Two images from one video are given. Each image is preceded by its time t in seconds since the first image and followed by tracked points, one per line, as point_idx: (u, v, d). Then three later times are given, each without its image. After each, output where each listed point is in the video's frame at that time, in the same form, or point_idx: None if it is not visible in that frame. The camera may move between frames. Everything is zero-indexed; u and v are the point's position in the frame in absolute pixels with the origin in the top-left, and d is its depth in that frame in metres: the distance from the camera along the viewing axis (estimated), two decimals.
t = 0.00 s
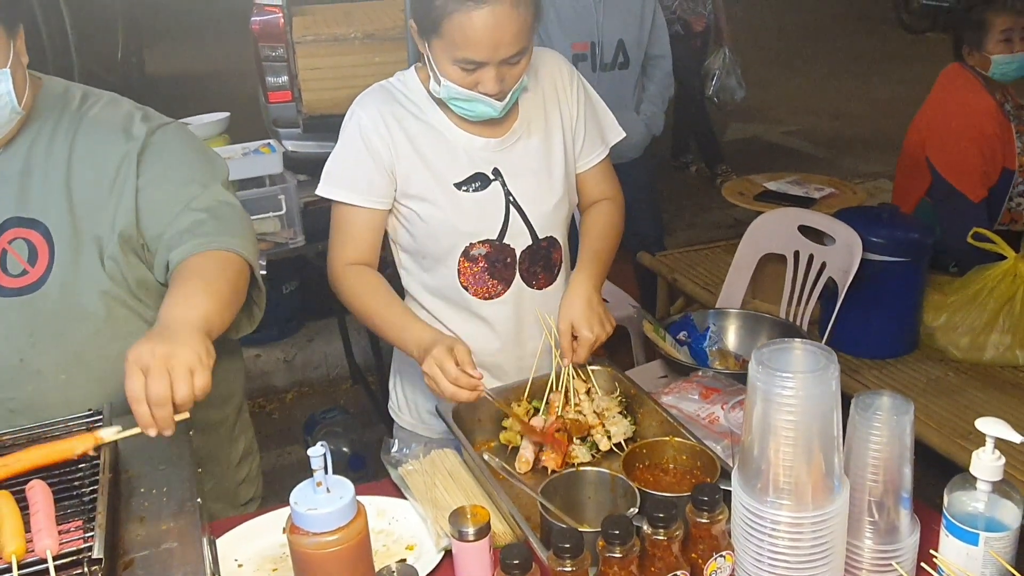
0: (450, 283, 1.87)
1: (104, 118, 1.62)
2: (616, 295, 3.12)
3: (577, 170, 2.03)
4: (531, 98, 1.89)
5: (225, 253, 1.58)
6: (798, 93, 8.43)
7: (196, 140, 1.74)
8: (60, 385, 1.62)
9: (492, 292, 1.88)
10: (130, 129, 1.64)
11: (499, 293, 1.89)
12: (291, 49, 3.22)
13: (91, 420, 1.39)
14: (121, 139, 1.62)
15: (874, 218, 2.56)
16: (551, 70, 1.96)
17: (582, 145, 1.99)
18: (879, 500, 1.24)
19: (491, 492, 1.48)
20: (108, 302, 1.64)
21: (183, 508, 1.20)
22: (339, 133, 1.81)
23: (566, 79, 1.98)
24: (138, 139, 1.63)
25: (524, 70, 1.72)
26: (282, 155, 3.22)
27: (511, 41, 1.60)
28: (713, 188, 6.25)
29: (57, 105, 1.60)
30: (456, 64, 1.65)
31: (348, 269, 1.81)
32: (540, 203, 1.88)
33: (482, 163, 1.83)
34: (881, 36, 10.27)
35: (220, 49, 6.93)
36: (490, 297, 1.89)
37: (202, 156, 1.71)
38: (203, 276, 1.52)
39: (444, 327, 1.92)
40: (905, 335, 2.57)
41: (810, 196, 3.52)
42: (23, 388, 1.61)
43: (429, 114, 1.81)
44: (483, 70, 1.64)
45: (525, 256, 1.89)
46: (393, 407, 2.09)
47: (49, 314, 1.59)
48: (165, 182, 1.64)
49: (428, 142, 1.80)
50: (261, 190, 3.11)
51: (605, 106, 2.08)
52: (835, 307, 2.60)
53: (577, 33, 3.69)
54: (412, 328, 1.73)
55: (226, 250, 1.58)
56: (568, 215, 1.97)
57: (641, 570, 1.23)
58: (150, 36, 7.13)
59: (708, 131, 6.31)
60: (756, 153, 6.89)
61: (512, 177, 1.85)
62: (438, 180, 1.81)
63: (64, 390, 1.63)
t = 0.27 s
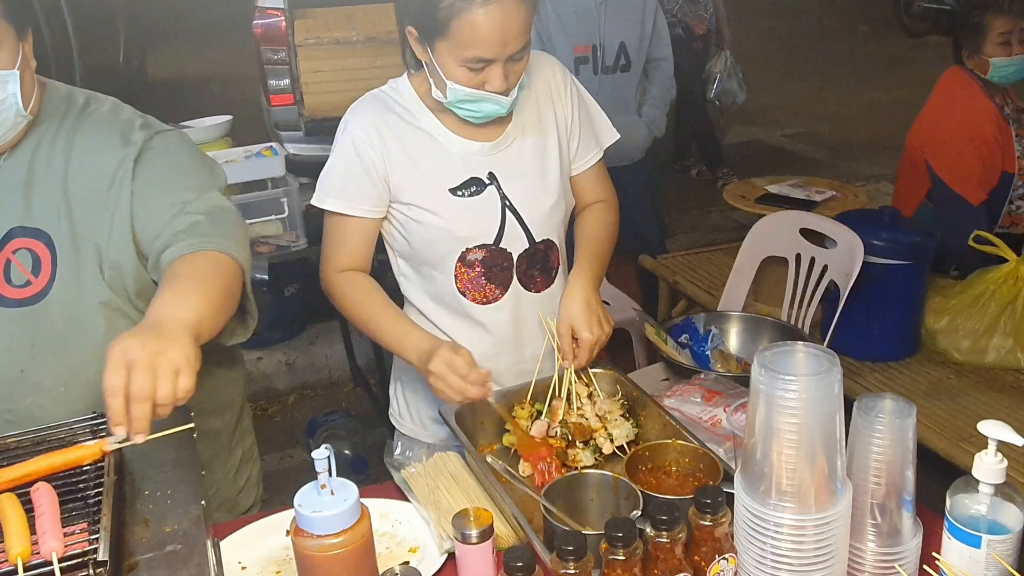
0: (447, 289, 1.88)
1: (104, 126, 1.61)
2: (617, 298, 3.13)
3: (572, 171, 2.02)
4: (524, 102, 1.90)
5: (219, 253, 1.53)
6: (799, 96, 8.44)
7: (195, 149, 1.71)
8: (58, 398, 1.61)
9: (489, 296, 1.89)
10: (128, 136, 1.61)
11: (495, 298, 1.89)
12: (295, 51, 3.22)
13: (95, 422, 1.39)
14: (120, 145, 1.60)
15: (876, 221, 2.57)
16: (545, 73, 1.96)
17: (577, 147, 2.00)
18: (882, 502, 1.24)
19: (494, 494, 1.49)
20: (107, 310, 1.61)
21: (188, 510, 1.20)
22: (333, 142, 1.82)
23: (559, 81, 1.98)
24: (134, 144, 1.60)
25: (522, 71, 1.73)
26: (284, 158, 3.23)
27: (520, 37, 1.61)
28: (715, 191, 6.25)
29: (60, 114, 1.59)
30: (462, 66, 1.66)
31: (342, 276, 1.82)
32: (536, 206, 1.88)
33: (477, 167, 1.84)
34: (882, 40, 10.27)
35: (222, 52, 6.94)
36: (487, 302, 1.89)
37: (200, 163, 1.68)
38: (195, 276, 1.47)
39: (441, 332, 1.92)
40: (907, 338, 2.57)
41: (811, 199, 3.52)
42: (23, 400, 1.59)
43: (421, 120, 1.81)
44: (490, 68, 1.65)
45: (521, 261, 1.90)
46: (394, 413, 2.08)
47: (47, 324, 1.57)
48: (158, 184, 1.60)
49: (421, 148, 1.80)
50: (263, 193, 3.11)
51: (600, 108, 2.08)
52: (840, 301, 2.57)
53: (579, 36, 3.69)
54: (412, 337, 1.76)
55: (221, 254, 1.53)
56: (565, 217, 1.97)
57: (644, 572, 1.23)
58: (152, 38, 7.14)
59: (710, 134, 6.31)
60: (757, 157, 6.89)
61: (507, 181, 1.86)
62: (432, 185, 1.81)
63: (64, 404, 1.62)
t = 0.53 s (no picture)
0: (452, 293, 1.88)
1: (56, 135, 1.46)
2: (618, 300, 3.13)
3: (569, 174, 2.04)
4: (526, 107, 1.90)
5: (146, 280, 1.37)
6: (799, 98, 8.44)
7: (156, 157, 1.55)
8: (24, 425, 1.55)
9: (495, 301, 1.90)
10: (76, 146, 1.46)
11: (500, 302, 1.90)
12: (295, 55, 3.22)
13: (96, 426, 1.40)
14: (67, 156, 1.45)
15: (877, 223, 2.57)
16: (544, 78, 1.96)
17: (575, 151, 2.01)
18: (883, 505, 1.24)
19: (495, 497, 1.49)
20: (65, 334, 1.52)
21: (190, 512, 1.20)
22: (332, 150, 1.80)
23: (557, 86, 1.98)
24: (79, 149, 1.45)
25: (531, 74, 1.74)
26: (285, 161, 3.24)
27: (533, 39, 1.63)
28: (715, 193, 6.26)
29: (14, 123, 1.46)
30: (474, 68, 1.66)
31: (336, 274, 1.84)
32: (540, 210, 1.89)
33: (481, 172, 1.83)
34: (882, 42, 10.28)
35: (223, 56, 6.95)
36: (492, 306, 1.90)
37: (153, 174, 1.49)
38: (109, 308, 1.33)
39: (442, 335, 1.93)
40: (908, 341, 2.57)
41: (811, 202, 3.52)
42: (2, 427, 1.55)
43: (424, 126, 1.80)
44: (502, 70, 1.66)
45: (526, 265, 1.90)
46: (397, 423, 2.07)
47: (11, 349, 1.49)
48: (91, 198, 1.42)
49: (425, 154, 1.80)
50: (264, 196, 3.11)
51: (593, 113, 2.09)
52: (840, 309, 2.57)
53: (580, 39, 3.70)
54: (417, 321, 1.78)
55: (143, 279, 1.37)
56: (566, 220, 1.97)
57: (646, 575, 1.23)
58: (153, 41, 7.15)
59: (710, 136, 6.32)
60: (758, 159, 6.89)
61: (511, 185, 1.86)
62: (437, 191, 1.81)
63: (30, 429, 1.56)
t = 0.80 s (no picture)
0: (454, 298, 1.87)
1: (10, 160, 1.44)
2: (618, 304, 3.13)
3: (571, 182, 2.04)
4: (529, 112, 1.91)
5: (87, 313, 1.25)
6: (799, 102, 8.45)
7: (116, 176, 1.46)
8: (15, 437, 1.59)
9: (497, 306, 1.89)
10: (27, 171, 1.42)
11: (504, 308, 1.90)
12: (295, 58, 3.24)
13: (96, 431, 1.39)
14: (16, 183, 1.42)
15: (878, 227, 2.57)
16: (547, 84, 1.97)
17: (576, 158, 2.01)
18: (883, 509, 1.24)
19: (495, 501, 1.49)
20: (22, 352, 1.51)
21: (189, 516, 1.20)
22: (337, 153, 1.79)
23: (559, 93, 1.99)
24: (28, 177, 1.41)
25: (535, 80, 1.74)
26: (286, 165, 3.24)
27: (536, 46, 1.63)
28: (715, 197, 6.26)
29: None
30: (474, 72, 1.66)
31: (339, 281, 1.82)
32: (542, 216, 1.89)
33: (485, 177, 1.83)
34: (882, 45, 10.29)
35: (223, 61, 6.97)
36: (495, 312, 1.89)
37: (105, 195, 1.40)
38: (54, 352, 1.20)
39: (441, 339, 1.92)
40: (908, 344, 2.57)
41: (812, 205, 3.53)
42: None
43: (430, 129, 1.80)
44: (504, 75, 1.66)
45: (528, 270, 1.90)
46: (394, 430, 2.06)
47: None
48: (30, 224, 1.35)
49: (430, 158, 1.79)
50: (265, 200, 3.11)
51: (594, 122, 2.10)
52: (840, 313, 2.57)
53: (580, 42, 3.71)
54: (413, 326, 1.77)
55: (88, 314, 1.25)
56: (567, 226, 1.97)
57: None
58: (153, 45, 7.16)
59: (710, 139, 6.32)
60: (758, 162, 6.90)
61: (514, 191, 1.85)
62: (441, 195, 1.80)
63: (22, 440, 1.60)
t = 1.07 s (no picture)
0: (455, 308, 1.87)
1: None
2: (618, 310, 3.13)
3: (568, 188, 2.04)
4: (527, 122, 1.91)
5: (76, 328, 1.23)
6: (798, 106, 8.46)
7: (100, 189, 1.44)
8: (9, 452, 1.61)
9: (496, 315, 1.89)
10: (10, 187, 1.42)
11: (504, 318, 1.90)
12: (296, 63, 3.22)
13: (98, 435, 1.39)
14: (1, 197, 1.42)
15: (878, 233, 2.57)
16: (545, 93, 1.97)
17: (572, 166, 2.01)
18: (883, 516, 1.24)
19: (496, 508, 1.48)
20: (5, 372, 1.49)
21: (190, 523, 1.20)
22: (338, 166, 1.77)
23: (557, 101, 1.99)
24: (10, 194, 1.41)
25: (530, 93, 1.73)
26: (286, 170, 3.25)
27: (523, 64, 1.61)
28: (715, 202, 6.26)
29: None
30: (464, 89, 1.65)
31: (385, 310, 1.74)
32: (540, 227, 1.89)
33: (484, 189, 1.83)
34: (881, 50, 10.31)
35: (224, 67, 6.99)
36: (494, 321, 1.89)
37: (91, 206, 1.39)
38: (47, 376, 1.20)
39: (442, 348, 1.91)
40: (909, 350, 2.57)
41: (812, 210, 3.53)
42: None
43: (428, 141, 1.79)
44: (493, 93, 1.65)
45: (529, 280, 1.90)
46: (392, 437, 2.06)
47: None
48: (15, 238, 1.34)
49: (429, 171, 1.78)
50: (265, 206, 3.12)
51: (591, 128, 2.10)
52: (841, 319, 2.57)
53: (580, 48, 3.72)
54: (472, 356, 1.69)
55: (78, 331, 1.23)
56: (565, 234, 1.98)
57: None
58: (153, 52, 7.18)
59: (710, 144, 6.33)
60: (758, 167, 6.91)
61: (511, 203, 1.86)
62: (440, 208, 1.79)
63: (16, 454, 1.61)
